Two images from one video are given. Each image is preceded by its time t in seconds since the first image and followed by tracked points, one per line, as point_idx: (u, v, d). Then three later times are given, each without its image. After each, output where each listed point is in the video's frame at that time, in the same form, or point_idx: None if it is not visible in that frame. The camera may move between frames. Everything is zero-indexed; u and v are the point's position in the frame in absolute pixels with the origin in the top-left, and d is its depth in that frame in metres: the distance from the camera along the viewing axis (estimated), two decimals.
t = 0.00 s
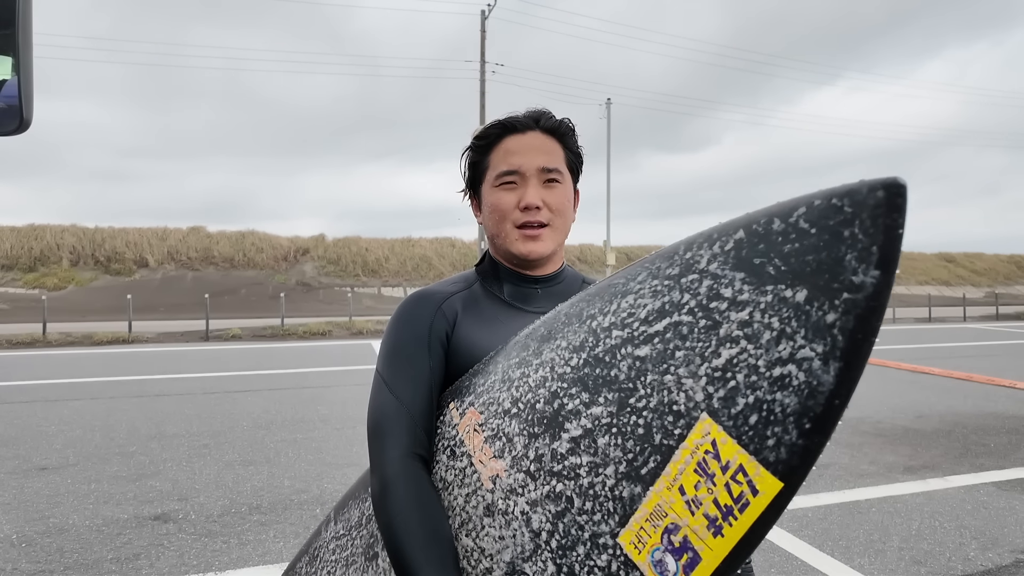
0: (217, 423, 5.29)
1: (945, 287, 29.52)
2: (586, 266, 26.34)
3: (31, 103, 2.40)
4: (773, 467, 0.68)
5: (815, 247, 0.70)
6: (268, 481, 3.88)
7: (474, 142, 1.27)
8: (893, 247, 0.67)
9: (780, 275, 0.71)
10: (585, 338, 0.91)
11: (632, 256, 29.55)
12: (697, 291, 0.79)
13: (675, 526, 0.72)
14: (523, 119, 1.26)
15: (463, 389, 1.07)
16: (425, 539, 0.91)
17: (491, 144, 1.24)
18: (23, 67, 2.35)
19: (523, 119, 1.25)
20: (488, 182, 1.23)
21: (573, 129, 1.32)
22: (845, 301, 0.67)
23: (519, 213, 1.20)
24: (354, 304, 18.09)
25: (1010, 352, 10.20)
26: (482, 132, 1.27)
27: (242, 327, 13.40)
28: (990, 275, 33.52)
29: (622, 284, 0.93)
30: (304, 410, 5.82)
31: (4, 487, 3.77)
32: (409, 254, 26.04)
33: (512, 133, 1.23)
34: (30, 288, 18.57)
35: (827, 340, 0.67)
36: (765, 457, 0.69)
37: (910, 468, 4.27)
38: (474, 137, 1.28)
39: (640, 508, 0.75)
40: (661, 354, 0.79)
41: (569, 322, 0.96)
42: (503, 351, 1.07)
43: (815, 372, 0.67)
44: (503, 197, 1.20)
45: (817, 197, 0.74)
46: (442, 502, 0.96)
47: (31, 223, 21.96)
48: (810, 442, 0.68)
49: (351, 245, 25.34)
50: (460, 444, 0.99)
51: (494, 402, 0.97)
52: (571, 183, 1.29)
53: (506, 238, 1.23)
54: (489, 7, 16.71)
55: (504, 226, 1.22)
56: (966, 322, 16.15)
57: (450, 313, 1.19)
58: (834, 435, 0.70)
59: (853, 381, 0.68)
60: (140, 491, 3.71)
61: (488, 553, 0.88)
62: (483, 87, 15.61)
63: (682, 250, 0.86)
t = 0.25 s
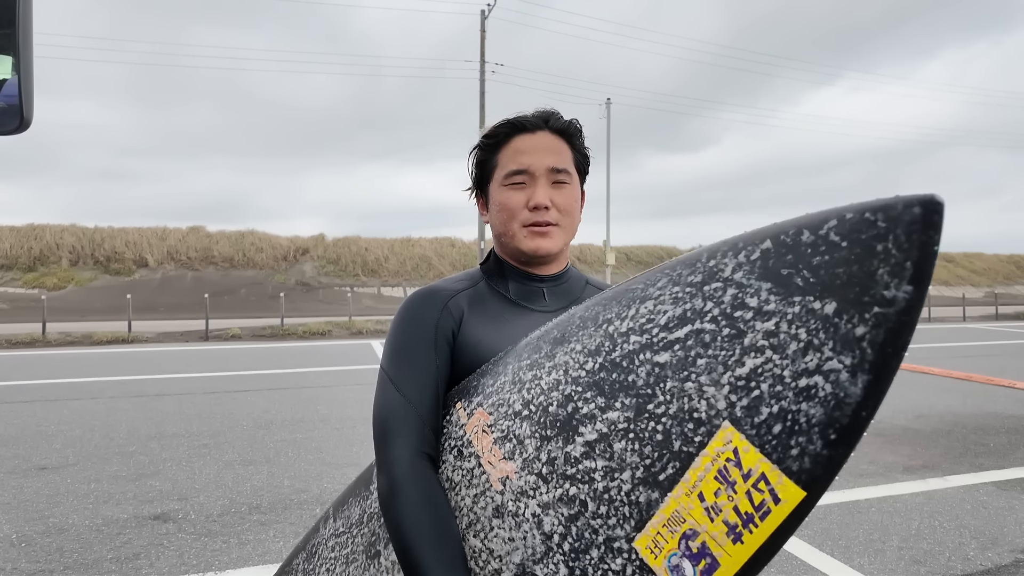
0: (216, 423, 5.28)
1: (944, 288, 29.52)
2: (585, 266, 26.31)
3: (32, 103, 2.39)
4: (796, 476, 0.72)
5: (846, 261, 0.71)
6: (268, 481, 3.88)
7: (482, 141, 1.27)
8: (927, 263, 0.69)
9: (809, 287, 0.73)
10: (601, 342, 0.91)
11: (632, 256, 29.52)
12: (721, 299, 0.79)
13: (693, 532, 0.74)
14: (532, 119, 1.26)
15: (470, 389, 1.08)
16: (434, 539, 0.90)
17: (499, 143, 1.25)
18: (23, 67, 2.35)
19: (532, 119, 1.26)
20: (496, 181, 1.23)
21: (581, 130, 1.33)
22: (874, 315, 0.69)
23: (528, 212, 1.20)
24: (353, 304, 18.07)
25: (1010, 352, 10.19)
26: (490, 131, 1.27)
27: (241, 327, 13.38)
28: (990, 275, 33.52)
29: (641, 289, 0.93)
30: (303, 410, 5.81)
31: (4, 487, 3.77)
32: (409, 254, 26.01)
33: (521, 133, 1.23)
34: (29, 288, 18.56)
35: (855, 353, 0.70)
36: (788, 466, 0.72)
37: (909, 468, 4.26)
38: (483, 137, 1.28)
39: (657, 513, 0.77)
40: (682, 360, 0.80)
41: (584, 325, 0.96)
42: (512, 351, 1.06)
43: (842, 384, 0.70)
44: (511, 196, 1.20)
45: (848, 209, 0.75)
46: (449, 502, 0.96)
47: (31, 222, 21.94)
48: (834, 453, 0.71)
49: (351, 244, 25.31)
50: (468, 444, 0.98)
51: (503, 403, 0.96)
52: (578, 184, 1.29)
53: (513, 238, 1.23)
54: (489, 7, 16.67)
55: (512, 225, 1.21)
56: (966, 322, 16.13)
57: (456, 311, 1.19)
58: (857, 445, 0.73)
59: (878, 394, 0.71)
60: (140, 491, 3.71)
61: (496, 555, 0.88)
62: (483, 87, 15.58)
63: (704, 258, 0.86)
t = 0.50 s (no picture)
0: (216, 423, 5.28)
1: (944, 288, 29.53)
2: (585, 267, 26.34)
3: (31, 103, 2.39)
4: (798, 457, 0.73)
5: (845, 248, 0.73)
6: (268, 481, 3.88)
7: (492, 142, 1.27)
8: (923, 248, 0.71)
9: (811, 274, 0.74)
10: (604, 335, 0.91)
11: (632, 256, 29.51)
12: (724, 289, 0.81)
13: (697, 517, 0.75)
14: (542, 122, 1.26)
15: (472, 386, 1.08)
16: (437, 533, 0.90)
17: (509, 145, 1.24)
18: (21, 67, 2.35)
19: (543, 122, 1.26)
20: (504, 184, 1.22)
21: (590, 135, 1.33)
22: (874, 299, 0.71)
23: (535, 217, 1.20)
24: (353, 304, 18.06)
25: (1010, 352, 10.19)
26: (500, 132, 1.27)
27: (241, 327, 13.37)
28: (990, 275, 33.53)
29: (644, 282, 0.93)
30: (303, 410, 5.81)
31: (4, 487, 3.77)
32: (409, 254, 26.00)
33: (532, 137, 1.23)
34: (28, 288, 18.55)
35: (855, 335, 0.72)
36: (791, 448, 0.73)
37: (909, 468, 4.27)
38: (492, 137, 1.28)
39: (662, 499, 0.77)
40: (686, 349, 0.81)
41: (587, 319, 0.96)
42: (515, 348, 1.06)
43: (843, 366, 0.72)
44: (520, 200, 1.20)
45: (847, 200, 0.77)
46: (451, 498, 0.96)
47: (30, 222, 21.92)
48: (836, 434, 0.73)
49: (350, 244, 25.30)
50: (470, 440, 0.98)
51: (506, 398, 0.96)
52: (585, 189, 1.30)
53: (519, 241, 1.23)
54: (489, 6, 16.54)
55: (518, 228, 1.22)
56: (966, 322, 16.13)
57: (457, 310, 1.18)
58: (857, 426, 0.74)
59: (877, 375, 0.72)
60: (139, 491, 3.70)
61: (499, 548, 0.88)
62: (483, 87, 15.56)
63: (706, 250, 0.87)
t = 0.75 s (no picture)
0: (215, 423, 5.28)
1: (943, 288, 29.56)
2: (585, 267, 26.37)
3: (30, 102, 2.39)
4: (789, 447, 0.72)
5: (833, 241, 0.72)
6: (267, 481, 3.88)
7: (497, 144, 1.27)
8: (908, 239, 0.70)
9: (799, 267, 0.73)
10: (600, 331, 0.91)
11: (631, 256, 29.52)
12: (716, 283, 0.80)
13: (692, 508, 0.74)
14: (547, 125, 1.26)
15: (472, 384, 1.07)
16: (436, 528, 0.90)
17: (513, 148, 1.25)
18: (21, 67, 2.35)
19: (547, 125, 1.25)
20: (508, 186, 1.22)
21: (594, 139, 1.33)
22: (860, 290, 0.70)
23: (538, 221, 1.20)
24: (353, 304, 18.07)
25: (1009, 352, 10.20)
26: (505, 135, 1.27)
27: (241, 327, 13.38)
28: (989, 275, 33.57)
29: (639, 278, 0.93)
30: (303, 410, 5.81)
31: (3, 487, 3.77)
32: (409, 254, 26.02)
33: (536, 139, 1.23)
34: (28, 288, 18.55)
35: (843, 326, 0.70)
36: (781, 438, 0.72)
37: (908, 468, 4.27)
38: (497, 140, 1.29)
39: (656, 492, 0.77)
40: (680, 343, 0.80)
41: (583, 315, 0.96)
42: (514, 347, 1.06)
43: (831, 356, 0.71)
44: (523, 203, 1.20)
45: (835, 194, 0.76)
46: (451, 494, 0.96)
47: (30, 222, 21.93)
48: (825, 423, 0.71)
49: (350, 245, 25.30)
50: (469, 437, 0.98)
51: (505, 395, 0.96)
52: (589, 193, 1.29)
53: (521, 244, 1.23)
54: (489, 6, 16.55)
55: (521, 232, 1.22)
56: (966, 322, 16.14)
57: (456, 310, 1.19)
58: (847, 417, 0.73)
59: (866, 365, 0.71)
60: (139, 491, 3.70)
61: (498, 543, 0.88)
62: (482, 87, 15.57)
63: (699, 245, 0.87)
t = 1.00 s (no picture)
0: (216, 423, 5.28)
1: (943, 287, 29.57)
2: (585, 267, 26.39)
3: (30, 102, 2.39)
4: (776, 449, 0.70)
5: (819, 238, 0.71)
6: (267, 481, 3.88)
7: (495, 145, 1.27)
8: (894, 237, 0.68)
9: (786, 266, 0.72)
10: (593, 330, 0.91)
11: (631, 256, 29.53)
12: (705, 283, 0.80)
13: (680, 509, 0.73)
14: (545, 126, 1.25)
15: (470, 383, 1.07)
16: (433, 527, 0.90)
17: (511, 149, 1.25)
18: (20, 67, 2.34)
19: (545, 125, 1.25)
20: (506, 187, 1.23)
21: (593, 138, 1.32)
22: (847, 288, 0.68)
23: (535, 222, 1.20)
24: (353, 304, 18.08)
25: (1009, 352, 10.21)
26: (503, 136, 1.27)
27: (241, 327, 13.38)
28: (989, 275, 33.59)
29: (632, 278, 0.93)
30: (303, 410, 5.82)
31: (3, 487, 3.77)
32: (409, 254, 26.02)
33: (534, 141, 1.23)
34: (29, 288, 18.56)
35: (830, 326, 0.69)
36: (770, 439, 0.70)
37: (908, 467, 4.27)
38: (495, 140, 1.28)
39: (647, 493, 0.76)
40: (670, 343, 0.80)
41: (577, 315, 0.96)
42: (510, 348, 1.06)
43: (818, 356, 0.69)
44: (520, 206, 1.20)
45: (822, 191, 0.75)
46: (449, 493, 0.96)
47: (30, 222, 21.93)
48: (812, 425, 0.70)
49: (350, 245, 25.30)
50: (466, 436, 0.98)
51: (500, 395, 0.96)
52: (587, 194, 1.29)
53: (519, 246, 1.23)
54: (489, 6, 16.49)
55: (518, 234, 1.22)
56: (965, 322, 16.14)
57: (456, 309, 1.19)
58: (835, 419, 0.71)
59: (854, 364, 0.69)
60: (139, 491, 3.70)
61: (493, 543, 0.88)
62: (483, 87, 15.56)
63: (690, 245, 0.87)
